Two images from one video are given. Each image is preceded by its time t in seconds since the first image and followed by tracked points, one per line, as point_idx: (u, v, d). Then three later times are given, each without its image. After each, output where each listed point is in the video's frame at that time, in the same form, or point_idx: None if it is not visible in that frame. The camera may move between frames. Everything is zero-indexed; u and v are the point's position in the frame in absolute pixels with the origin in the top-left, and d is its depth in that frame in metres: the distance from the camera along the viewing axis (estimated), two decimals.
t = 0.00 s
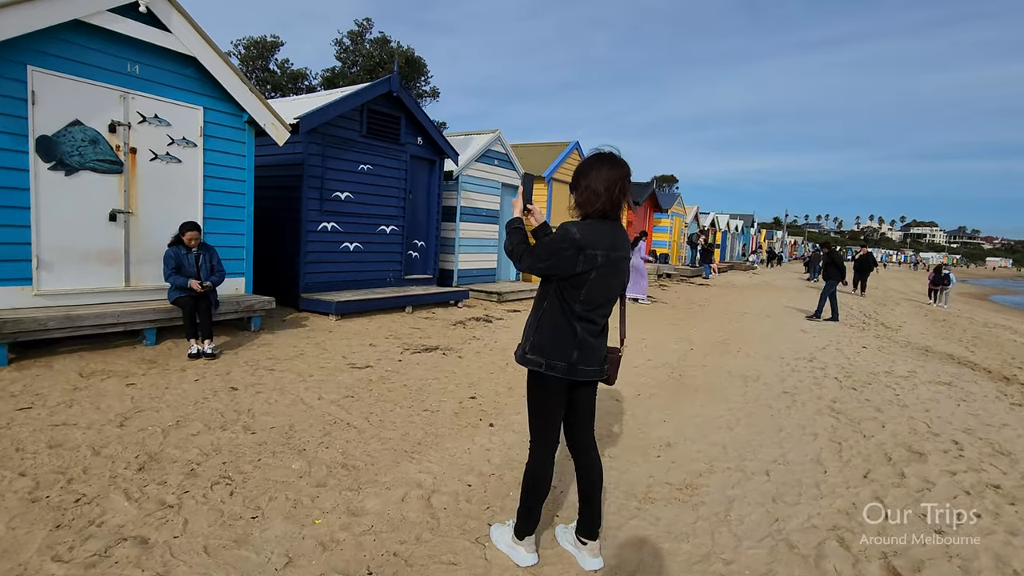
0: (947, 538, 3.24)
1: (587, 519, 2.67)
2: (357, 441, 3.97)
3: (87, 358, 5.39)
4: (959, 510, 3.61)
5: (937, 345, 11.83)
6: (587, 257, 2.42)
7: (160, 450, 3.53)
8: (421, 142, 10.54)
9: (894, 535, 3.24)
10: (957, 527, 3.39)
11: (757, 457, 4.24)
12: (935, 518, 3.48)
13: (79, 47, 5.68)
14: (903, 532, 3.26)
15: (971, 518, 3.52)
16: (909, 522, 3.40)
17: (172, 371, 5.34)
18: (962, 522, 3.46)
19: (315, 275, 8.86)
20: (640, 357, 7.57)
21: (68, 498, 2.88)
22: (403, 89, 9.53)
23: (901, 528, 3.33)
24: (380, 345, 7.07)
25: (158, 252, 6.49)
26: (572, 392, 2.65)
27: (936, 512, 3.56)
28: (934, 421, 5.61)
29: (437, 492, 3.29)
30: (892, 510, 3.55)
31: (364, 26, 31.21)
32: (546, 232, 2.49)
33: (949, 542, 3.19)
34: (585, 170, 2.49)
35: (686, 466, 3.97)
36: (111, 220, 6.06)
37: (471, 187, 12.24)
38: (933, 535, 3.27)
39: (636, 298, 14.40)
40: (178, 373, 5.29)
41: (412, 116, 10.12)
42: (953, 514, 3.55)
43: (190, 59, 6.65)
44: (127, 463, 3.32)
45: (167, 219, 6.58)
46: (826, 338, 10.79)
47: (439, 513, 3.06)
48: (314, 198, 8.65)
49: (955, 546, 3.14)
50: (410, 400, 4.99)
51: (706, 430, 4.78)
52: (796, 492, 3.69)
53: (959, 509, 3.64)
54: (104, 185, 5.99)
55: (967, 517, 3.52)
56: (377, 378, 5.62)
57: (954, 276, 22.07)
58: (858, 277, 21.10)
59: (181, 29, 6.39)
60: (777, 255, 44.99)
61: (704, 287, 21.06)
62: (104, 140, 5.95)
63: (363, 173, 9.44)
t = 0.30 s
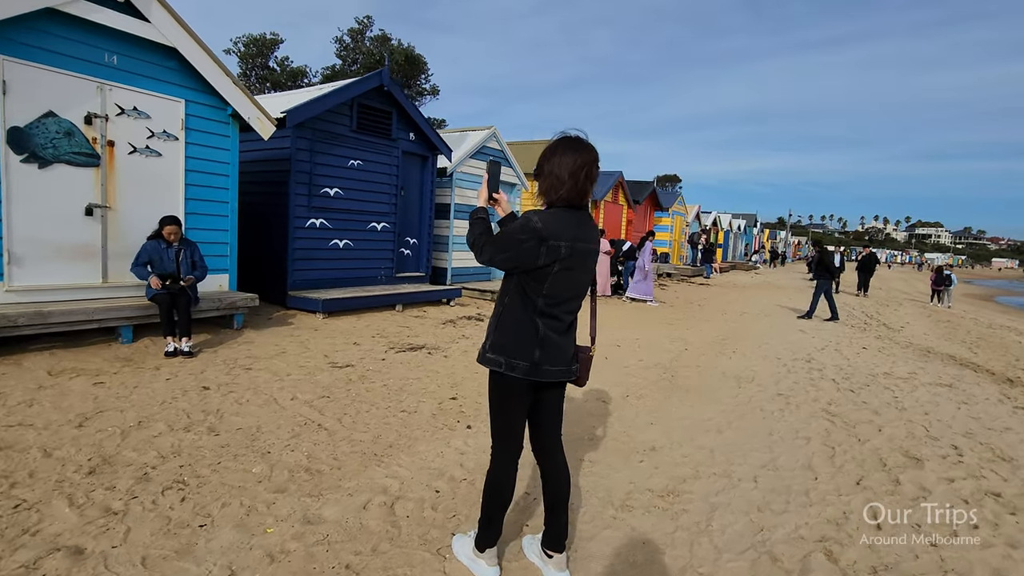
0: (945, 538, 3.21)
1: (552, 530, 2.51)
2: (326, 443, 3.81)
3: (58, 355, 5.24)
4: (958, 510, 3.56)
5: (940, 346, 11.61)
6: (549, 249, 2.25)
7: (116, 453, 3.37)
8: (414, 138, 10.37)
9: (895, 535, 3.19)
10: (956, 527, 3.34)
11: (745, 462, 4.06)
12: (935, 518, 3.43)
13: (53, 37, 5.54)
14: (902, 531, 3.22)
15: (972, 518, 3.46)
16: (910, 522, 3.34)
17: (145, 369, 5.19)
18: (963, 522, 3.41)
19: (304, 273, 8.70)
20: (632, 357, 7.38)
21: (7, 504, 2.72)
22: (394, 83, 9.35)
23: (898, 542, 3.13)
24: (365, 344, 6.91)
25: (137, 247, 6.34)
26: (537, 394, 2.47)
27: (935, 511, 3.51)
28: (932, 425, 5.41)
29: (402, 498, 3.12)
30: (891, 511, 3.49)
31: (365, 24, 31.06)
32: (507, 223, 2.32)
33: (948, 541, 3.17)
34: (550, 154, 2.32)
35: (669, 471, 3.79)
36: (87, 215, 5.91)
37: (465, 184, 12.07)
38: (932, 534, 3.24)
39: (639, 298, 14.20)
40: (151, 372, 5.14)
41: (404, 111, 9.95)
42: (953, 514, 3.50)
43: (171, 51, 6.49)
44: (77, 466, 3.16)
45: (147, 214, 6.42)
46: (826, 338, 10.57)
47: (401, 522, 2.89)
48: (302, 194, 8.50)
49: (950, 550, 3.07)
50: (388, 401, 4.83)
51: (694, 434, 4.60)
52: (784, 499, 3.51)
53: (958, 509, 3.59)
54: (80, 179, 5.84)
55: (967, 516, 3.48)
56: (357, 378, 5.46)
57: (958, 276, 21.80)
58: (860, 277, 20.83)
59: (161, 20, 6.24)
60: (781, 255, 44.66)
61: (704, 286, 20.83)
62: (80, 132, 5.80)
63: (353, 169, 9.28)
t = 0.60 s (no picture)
0: (947, 538, 3.27)
1: (518, 557, 2.34)
2: (296, 455, 3.65)
3: (33, 361, 5.12)
4: (958, 510, 3.61)
5: (947, 349, 11.32)
6: (509, 253, 2.07)
7: (72, 467, 3.23)
8: (409, 137, 10.20)
9: (893, 534, 3.26)
10: (954, 526, 3.39)
11: (737, 477, 3.86)
12: (934, 518, 3.47)
13: (30, 35, 5.42)
14: (900, 531, 3.28)
15: (971, 517, 3.53)
16: (909, 522, 3.40)
17: (121, 375, 5.05)
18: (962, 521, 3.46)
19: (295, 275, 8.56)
20: (628, 362, 7.18)
21: None
22: (387, 82, 9.18)
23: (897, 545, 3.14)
24: (353, 348, 6.75)
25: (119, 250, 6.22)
26: (502, 410, 2.30)
27: (935, 511, 3.55)
28: (937, 435, 5.19)
29: (368, 517, 2.95)
30: (891, 509, 3.55)
31: (367, 24, 30.96)
32: (465, 226, 2.15)
33: (948, 541, 3.21)
34: (510, 152, 2.16)
35: (656, 486, 3.60)
36: (66, 217, 5.79)
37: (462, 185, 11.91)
38: (931, 533, 3.29)
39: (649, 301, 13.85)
40: (127, 378, 5.00)
41: (398, 111, 9.78)
42: (952, 514, 3.55)
43: (154, 49, 6.35)
44: (29, 481, 3.01)
45: (130, 215, 6.29)
46: (829, 341, 10.32)
47: (363, 544, 2.72)
48: (292, 196, 8.36)
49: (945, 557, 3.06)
50: (368, 409, 4.66)
51: (685, 445, 4.41)
52: (776, 518, 3.31)
53: (958, 509, 3.64)
54: (58, 180, 5.71)
55: (964, 515, 3.53)
56: (340, 384, 5.30)
57: (967, 277, 21.43)
58: (866, 279, 20.48)
59: (143, 18, 6.10)
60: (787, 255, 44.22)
61: (707, 287, 20.55)
62: (58, 133, 5.68)
63: (346, 169, 9.12)
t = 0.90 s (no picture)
0: (948, 538, 3.23)
1: None
2: (274, 464, 3.52)
3: (19, 365, 5.06)
4: (959, 511, 3.58)
5: (963, 351, 10.98)
6: (473, 253, 1.92)
7: (39, 476, 3.12)
8: (408, 137, 10.07)
9: (893, 534, 3.23)
10: (955, 527, 3.36)
11: (734, 488, 3.67)
12: (934, 518, 3.45)
13: (18, 35, 5.37)
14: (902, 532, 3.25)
15: (972, 518, 3.49)
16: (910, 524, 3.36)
17: (106, 379, 4.96)
18: (965, 523, 3.41)
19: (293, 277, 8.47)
20: (629, 365, 6.99)
21: None
22: (385, 81, 9.05)
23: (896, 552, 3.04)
24: (347, 352, 6.63)
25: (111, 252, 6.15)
26: (471, 421, 2.15)
27: (935, 512, 3.52)
28: (951, 443, 4.95)
29: (340, 531, 2.81)
30: (891, 508, 3.56)
31: (374, 26, 30.97)
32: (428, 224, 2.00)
33: (957, 554, 3.07)
34: (476, 144, 2.01)
35: (648, 498, 3.42)
36: (56, 219, 5.73)
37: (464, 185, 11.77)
38: (934, 534, 3.26)
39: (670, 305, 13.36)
40: (112, 382, 4.91)
41: (398, 111, 9.66)
42: (953, 515, 3.51)
43: (146, 49, 6.29)
44: None
45: (121, 217, 6.23)
46: (839, 344, 10.03)
47: (331, 561, 2.58)
48: (289, 197, 8.26)
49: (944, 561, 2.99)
50: (355, 415, 4.53)
51: (683, 454, 4.22)
52: (775, 533, 3.12)
53: (959, 510, 3.61)
54: (48, 181, 5.66)
55: (967, 516, 3.50)
56: (329, 388, 5.17)
57: (984, 277, 20.91)
58: (880, 279, 20.01)
59: (134, 17, 6.03)
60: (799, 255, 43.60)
61: (716, 288, 20.24)
62: (47, 134, 5.62)
63: (343, 170, 9.01)
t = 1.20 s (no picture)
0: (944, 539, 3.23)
1: None
2: (246, 471, 3.39)
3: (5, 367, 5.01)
4: (959, 510, 3.56)
5: (980, 355, 10.60)
6: (420, 252, 1.78)
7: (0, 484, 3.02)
8: (408, 137, 9.96)
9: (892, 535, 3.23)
10: (955, 527, 3.35)
11: (727, 500, 3.49)
12: (935, 518, 3.43)
13: (7, 35, 5.34)
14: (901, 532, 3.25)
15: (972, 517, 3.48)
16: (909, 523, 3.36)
17: (91, 381, 4.89)
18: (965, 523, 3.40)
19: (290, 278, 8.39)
20: (628, 369, 6.79)
21: None
22: (383, 80, 8.94)
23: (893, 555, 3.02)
24: (340, 354, 6.52)
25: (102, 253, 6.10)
26: (426, 432, 2.01)
27: (935, 512, 3.51)
28: (963, 452, 4.70)
29: (303, 545, 2.68)
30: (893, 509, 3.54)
31: (382, 27, 30.95)
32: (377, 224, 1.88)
33: None
34: (426, 136, 1.88)
35: (634, 512, 3.25)
36: (46, 220, 5.69)
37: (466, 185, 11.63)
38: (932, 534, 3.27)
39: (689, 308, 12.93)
40: (96, 384, 4.84)
41: (397, 110, 9.55)
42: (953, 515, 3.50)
43: (138, 49, 6.24)
44: None
45: (113, 217, 6.18)
46: (850, 347, 9.73)
47: None
48: (285, 197, 8.19)
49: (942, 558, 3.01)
50: (338, 420, 4.40)
51: (676, 463, 4.03)
52: (768, 552, 2.93)
53: (959, 509, 3.59)
54: (38, 182, 5.63)
55: (967, 516, 3.48)
56: (316, 392, 5.06)
57: (1004, 279, 20.33)
58: (896, 280, 19.49)
59: (124, 16, 5.97)
60: (813, 256, 42.89)
61: (725, 289, 19.90)
62: (37, 134, 5.59)
63: (341, 170, 8.92)
